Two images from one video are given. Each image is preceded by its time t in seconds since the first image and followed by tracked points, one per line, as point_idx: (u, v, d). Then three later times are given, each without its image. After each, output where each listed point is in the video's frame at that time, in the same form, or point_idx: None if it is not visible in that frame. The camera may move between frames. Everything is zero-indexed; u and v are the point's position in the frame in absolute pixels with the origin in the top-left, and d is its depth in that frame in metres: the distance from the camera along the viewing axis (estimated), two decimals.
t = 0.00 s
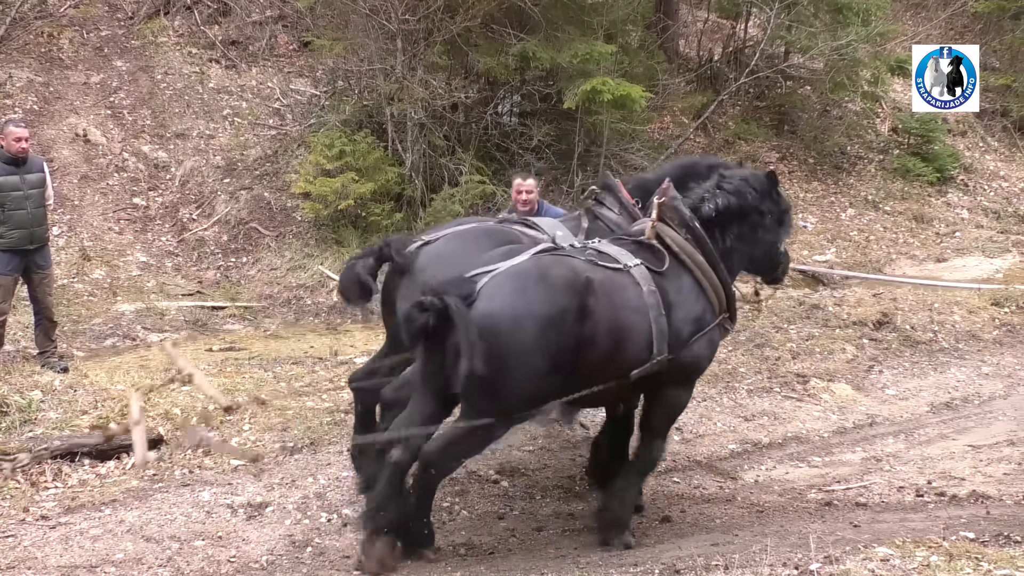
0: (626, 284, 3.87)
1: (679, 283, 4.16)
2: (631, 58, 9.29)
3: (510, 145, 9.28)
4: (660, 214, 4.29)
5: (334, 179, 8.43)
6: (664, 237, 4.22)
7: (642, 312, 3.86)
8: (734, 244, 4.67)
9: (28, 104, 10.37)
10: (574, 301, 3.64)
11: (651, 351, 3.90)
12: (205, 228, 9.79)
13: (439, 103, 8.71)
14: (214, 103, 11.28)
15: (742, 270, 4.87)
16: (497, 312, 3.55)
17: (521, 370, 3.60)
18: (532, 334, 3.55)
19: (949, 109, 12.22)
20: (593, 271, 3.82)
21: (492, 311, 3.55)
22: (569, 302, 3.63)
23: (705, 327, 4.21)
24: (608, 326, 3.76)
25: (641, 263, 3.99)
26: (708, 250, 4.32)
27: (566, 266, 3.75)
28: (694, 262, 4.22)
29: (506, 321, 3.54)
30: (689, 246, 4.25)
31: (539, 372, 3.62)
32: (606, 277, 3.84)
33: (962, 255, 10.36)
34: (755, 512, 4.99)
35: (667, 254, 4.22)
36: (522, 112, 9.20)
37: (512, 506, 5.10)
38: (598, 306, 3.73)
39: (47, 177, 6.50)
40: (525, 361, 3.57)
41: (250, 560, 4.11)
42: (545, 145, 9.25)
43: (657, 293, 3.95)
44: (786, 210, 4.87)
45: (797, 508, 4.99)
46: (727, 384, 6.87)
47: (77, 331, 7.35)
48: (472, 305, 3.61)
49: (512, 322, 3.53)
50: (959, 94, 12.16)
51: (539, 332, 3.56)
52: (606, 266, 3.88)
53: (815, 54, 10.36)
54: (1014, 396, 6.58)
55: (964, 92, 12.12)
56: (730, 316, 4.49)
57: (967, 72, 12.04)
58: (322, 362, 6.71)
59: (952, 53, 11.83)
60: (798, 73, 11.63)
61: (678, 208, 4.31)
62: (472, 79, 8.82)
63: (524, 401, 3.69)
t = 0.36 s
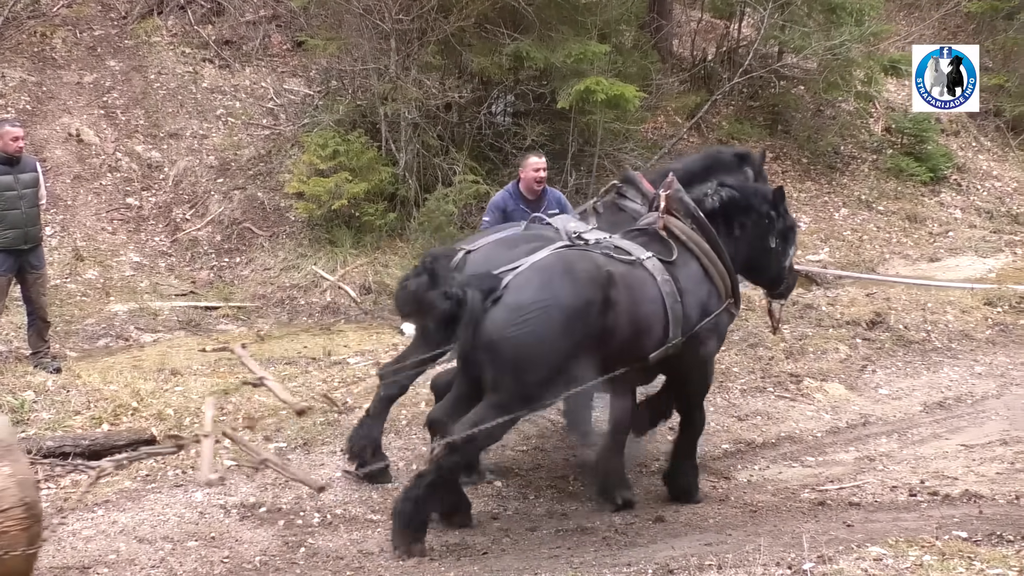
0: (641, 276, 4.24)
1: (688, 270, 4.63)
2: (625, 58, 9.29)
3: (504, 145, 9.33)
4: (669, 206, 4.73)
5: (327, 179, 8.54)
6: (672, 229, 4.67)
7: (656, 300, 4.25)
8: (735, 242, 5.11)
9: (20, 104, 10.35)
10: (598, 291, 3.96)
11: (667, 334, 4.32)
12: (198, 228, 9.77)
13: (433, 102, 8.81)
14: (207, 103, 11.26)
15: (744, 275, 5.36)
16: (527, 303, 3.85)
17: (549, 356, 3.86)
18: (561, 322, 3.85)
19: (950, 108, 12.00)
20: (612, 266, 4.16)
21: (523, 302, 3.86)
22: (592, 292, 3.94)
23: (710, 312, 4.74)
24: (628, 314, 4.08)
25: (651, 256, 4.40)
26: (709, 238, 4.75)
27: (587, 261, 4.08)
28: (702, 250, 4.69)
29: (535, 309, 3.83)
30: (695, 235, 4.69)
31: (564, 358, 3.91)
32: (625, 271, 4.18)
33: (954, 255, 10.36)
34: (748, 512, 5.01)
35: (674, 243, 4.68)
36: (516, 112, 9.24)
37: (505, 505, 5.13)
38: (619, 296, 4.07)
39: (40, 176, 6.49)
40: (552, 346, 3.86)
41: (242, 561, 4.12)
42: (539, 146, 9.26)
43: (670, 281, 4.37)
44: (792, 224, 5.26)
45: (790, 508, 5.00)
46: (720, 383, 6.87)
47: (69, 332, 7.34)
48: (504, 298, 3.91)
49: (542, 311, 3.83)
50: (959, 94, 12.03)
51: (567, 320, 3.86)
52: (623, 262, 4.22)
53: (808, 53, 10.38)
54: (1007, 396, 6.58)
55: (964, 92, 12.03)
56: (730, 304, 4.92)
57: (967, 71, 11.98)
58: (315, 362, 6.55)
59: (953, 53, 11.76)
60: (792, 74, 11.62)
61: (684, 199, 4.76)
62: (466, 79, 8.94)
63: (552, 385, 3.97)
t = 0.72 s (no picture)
0: (658, 280, 4.64)
1: (697, 268, 4.92)
2: (600, 59, 9.33)
3: (479, 146, 9.53)
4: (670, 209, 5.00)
5: (302, 179, 8.50)
6: (674, 231, 4.92)
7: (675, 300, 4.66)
8: (748, 230, 5.42)
9: None
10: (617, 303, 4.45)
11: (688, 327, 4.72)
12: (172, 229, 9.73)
13: (408, 103, 8.89)
14: (182, 103, 11.21)
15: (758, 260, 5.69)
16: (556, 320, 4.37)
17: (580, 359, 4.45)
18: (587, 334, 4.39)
19: (950, 109, 12.61)
20: (631, 273, 4.56)
21: (552, 319, 4.37)
22: (611, 304, 4.44)
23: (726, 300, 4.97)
24: (648, 316, 4.54)
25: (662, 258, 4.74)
26: (718, 234, 5.05)
27: (608, 272, 4.52)
28: (711, 249, 4.97)
29: (562, 326, 4.37)
30: (699, 235, 4.96)
31: (593, 362, 4.47)
32: (643, 278, 4.59)
33: (927, 254, 10.42)
34: (723, 512, 5.03)
35: (682, 243, 4.95)
36: (491, 112, 9.39)
37: (482, 506, 5.14)
38: (639, 302, 4.52)
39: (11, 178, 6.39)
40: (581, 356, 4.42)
41: (218, 564, 4.12)
42: (513, 146, 9.47)
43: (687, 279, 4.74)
44: (798, 210, 5.64)
45: (766, 506, 5.01)
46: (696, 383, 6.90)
47: (42, 334, 7.30)
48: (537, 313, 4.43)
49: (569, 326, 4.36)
50: (959, 94, 12.61)
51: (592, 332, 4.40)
52: (637, 268, 4.59)
53: (782, 53, 10.44)
54: (980, 394, 6.62)
55: (963, 92, 12.60)
56: (744, 291, 5.23)
57: (966, 72, 12.49)
58: (290, 364, 6.60)
59: (953, 53, 12.23)
60: (766, 73, 11.54)
61: (688, 200, 5.04)
62: (440, 80, 9.02)
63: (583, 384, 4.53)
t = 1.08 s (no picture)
0: (688, 248, 5.21)
1: (731, 249, 5.59)
2: (556, 61, 9.47)
3: (436, 147, 9.64)
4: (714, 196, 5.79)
5: (258, 183, 8.44)
6: (715, 213, 5.64)
7: (705, 266, 5.24)
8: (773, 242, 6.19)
9: None
10: (660, 264, 4.94)
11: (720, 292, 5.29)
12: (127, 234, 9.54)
13: (366, 105, 8.92)
14: (136, 106, 10.93)
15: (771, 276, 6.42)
16: (605, 281, 4.83)
17: (630, 319, 4.88)
18: (634, 293, 4.86)
19: (949, 108, 13.24)
20: (665, 241, 5.12)
21: (601, 281, 4.83)
22: (654, 264, 4.92)
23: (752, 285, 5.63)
24: (686, 279, 5.06)
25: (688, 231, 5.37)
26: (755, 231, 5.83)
27: (645, 239, 5.04)
28: (744, 237, 5.68)
29: (610, 282, 4.83)
30: (736, 224, 5.67)
31: (643, 318, 4.92)
32: (677, 245, 5.16)
33: (882, 255, 10.54)
34: (681, 511, 5.05)
35: (714, 223, 5.61)
36: (448, 114, 9.56)
37: (439, 508, 5.06)
38: (678, 265, 5.04)
39: None
40: (631, 314, 4.88)
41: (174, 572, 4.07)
42: (471, 148, 9.63)
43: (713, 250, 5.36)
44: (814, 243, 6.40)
45: (723, 507, 5.03)
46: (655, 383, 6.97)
47: None
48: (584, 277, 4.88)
49: (616, 287, 4.83)
50: (959, 94, 13.11)
51: (638, 292, 4.87)
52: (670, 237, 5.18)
53: (739, 55, 10.62)
54: (934, 392, 6.68)
55: (964, 92, 13.09)
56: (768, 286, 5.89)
57: (967, 72, 12.91)
58: (247, 368, 6.56)
59: (952, 54, 12.81)
60: (722, 75, 11.70)
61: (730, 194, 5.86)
62: (397, 81, 9.10)
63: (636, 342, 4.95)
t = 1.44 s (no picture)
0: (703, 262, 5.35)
1: (743, 253, 5.68)
2: (501, 64, 9.62)
3: (381, 150, 9.96)
4: (720, 201, 5.85)
5: (201, 187, 8.49)
6: (723, 220, 5.74)
7: (719, 277, 5.36)
8: (783, 221, 6.20)
9: None
10: (674, 280, 5.13)
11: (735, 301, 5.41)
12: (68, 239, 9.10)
13: (310, 108, 9.14)
14: (76, 110, 10.45)
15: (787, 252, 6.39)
16: (622, 299, 5.01)
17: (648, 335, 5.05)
18: (651, 310, 5.03)
19: (949, 108, 13.92)
20: (679, 256, 5.27)
21: (618, 300, 5.01)
22: (669, 282, 5.12)
23: (768, 284, 5.69)
24: (700, 294, 5.25)
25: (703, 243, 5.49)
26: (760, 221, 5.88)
27: (659, 256, 5.20)
28: (756, 240, 5.73)
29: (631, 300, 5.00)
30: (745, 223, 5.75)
31: (660, 333, 5.08)
32: (692, 259, 5.30)
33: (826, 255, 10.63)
34: (628, 512, 5.05)
35: (725, 229, 5.74)
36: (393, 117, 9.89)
37: (386, 513, 5.03)
38: (692, 280, 5.22)
39: None
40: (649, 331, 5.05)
41: None
42: (415, 151, 10.06)
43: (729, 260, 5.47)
44: (826, 204, 6.33)
45: (670, 508, 5.04)
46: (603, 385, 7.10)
47: None
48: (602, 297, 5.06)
49: (633, 304, 5.00)
50: (959, 94, 13.83)
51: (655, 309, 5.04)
52: (684, 251, 5.33)
53: (682, 58, 10.83)
54: (877, 390, 6.75)
55: (963, 92, 13.79)
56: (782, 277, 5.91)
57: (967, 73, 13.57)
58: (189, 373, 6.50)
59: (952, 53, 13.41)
60: (666, 78, 11.52)
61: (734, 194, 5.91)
62: (342, 85, 9.37)
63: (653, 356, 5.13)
